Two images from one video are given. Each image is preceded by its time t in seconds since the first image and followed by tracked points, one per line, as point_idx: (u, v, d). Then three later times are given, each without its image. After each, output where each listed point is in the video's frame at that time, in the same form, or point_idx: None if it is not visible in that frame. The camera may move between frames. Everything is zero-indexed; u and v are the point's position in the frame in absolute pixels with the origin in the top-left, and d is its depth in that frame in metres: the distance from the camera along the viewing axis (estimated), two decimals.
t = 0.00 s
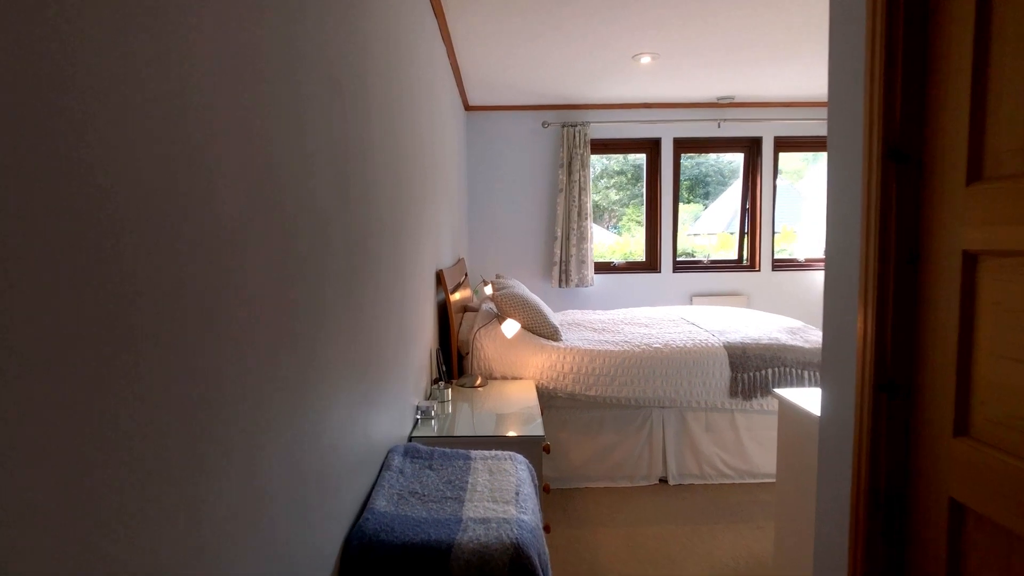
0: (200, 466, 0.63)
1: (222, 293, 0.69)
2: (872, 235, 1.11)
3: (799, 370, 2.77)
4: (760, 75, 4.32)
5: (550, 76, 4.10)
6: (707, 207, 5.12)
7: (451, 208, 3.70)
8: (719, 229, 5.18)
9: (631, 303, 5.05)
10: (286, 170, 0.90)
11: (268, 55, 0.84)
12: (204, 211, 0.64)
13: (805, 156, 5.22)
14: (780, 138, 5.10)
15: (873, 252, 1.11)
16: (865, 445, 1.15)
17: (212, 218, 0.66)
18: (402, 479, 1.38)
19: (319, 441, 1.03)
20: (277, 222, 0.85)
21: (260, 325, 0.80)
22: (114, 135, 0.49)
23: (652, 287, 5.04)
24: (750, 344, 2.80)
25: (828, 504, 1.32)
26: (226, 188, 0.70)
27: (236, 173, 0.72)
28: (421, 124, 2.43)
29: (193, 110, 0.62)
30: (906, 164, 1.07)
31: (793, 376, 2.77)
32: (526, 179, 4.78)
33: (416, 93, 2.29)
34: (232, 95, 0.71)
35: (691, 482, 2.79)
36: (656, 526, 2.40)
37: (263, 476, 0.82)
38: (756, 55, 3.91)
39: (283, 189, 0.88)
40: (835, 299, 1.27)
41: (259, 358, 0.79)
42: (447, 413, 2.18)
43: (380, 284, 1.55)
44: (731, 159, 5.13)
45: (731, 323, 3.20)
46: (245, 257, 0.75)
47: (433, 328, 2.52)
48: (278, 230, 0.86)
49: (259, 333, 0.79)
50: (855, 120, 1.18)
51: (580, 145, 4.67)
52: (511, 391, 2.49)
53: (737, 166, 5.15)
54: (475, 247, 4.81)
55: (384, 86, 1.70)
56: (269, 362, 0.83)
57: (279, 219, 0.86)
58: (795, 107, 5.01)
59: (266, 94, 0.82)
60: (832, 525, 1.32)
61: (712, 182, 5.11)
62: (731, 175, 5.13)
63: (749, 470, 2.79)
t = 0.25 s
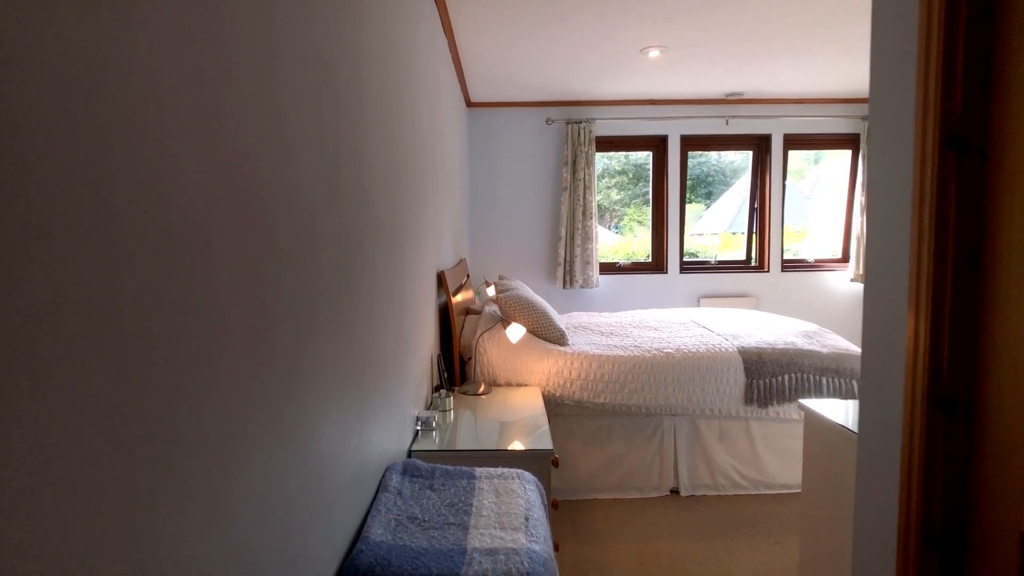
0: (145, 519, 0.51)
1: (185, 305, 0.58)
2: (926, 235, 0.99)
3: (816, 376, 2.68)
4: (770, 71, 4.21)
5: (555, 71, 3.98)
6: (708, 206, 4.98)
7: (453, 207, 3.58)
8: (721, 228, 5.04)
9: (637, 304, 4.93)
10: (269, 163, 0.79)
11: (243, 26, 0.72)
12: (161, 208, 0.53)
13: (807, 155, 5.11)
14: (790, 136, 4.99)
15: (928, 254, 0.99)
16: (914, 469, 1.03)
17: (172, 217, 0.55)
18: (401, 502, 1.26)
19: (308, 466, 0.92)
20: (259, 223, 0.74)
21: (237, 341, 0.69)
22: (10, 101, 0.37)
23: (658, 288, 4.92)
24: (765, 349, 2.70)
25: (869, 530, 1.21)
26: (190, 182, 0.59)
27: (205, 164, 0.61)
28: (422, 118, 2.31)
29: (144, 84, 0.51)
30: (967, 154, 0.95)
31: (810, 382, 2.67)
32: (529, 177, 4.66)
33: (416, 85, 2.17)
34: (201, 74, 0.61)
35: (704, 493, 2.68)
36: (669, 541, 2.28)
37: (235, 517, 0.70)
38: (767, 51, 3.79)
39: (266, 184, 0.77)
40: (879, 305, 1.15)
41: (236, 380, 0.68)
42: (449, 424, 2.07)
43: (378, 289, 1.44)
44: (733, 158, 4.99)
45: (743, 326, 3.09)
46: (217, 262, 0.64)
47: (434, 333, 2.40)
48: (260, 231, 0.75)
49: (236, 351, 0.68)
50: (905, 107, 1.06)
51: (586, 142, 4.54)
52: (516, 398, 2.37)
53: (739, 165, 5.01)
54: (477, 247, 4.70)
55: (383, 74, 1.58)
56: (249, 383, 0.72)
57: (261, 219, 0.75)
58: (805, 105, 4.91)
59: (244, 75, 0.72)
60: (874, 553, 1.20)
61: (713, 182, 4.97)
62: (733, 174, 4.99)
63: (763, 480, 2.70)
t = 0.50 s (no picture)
0: None
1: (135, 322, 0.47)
2: (994, 235, 0.88)
3: (835, 382, 2.57)
4: (781, 66, 4.10)
5: (560, 66, 3.87)
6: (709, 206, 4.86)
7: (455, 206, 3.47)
8: (722, 228, 4.92)
9: (643, 306, 4.82)
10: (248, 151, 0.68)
11: None
12: (97, 201, 0.43)
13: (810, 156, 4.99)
14: (798, 133, 4.89)
15: (996, 256, 0.88)
16: (976, 498, 0.92)
17: (114, 213, 0.44)
18: (401, 528, 1.15)
19: (296, 496, 0.81)
20: (234, 219, 0.64)
21: (205, 359, 0.58)
22: None
23: (664, 289, 4.81)
24: (781, 353, 2.60)
25: (917, 559, 1.10)
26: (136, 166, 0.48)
27: (160, 146, 0.50)
28: (423, 112, 2.20)
29: (69, 38, 0.40)
30: None
31: (829, 388, 2.57)
32: (533, 175, 4.55)
33: (417, 76, 2.05)
34: (157, 39, 0.50)
35: (717, 503, 2.58)
36: (683, 557, 2.17)
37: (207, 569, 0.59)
38: (779, 45, 3.68)
39: (243, 175, 0.66)
40: (930, 313, 1.04)
41: (202, 406, 0.57)
42: (452, 435, 1.96)
43: (375, 293, 1.33)
44: (735, 157, 4.86)
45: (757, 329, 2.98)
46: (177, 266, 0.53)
47: (436, 337, 2.29)
48: (235, 229, 0.64)
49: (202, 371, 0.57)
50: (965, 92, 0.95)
51: (591, 140, 4.43)
52: (522, 406, 2.26)
53: (740, 165, 4.88)
54: (479, 247, 4.58)
55: (382, 60, 1.47)
56: (220, 408, 0.61)
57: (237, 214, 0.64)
58: (815, 101, 4.82)
59: (217, 47, 0.61)
60: None
61: (713, 182, 4.84)
62: (735, 174, 4.86)
63: (779, 490, 2.60)
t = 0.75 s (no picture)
0: None
1: (63, 346, 0.37)
2: None
3: (855, 388, 2.46)
4: (793, 61, 3.98)
5: (566, 61, 3.76)
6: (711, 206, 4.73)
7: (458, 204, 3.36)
8: (723, 228, 4.79)
9: (649, 307, 4.70)
10: (222, 133, 0.57)
11: None
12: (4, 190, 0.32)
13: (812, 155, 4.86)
14: (808, 131, 4.79)
15: None
16: None
17: (28, 208, 0.34)
18: (402, 556, 1.04)
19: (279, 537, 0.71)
20: (203, 214, 0.53)
21: (162, 384, 0.47)
22: None
23: (671, 289, 4.69)
24: (798, 358, 2.49)
25: None
26: (59, 142, 0.37)
27: (98, 121, 0.40)
28: (426, 105, 2.09)
29: None
30: None
31: (849, 394, 2.46)
32: (537, 174, 4.45)
33: (420, 67, 1.95)
34: None
35: (732, 514, 2.48)
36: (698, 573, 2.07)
37: None
38: (792, 40, 3.56)
39: (215, 161, 0.56)
40: (989, 323, 0.94)
41: (158, 442, 0.47)
42: (456, 446, 1.86)
43: (375, 297, 1.22)
44: (735, 157, 4.73)
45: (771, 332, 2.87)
46: (122, 270, 0.42)
47: (438, 342, 2.19)
48: (206, 226, 0.53)
49: (159, 399, 0.46)
50: None
51: (596, 137, 4.32)
52: (529, 414, 2.16)
53: (741, 165, 4.75)
54: (482, 247, 4.49)
55: (382, 45, 1.36)
56: (183, 441, 0.50)
57: (207, 208, 0.54)
58: (825, 98, 4.74)
59: (186, 11, 0.51)
60: None
61: (714, 182, 4.71)
62: (736, 174, 4.73)
63: (796, 500, 2.50)
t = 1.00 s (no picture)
0: None
1: None
2: None
3: (876, 393, 2.36)
4: (804, 56, 3.87)
5: (571, 56, 3.65)
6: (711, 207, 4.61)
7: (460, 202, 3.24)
8: (724, 228, 4.68)
9: (655, 309, 4.59)
10: (186, 98, 0.46)
11: None
12: None
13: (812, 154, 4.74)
14: (816, 128, 4.66)
15: None
16: None
17: None
18: None
19: None
20: (158, 198, 0.42)
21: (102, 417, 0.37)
22: None
23: (677, 290, 4.58)
24: (817, 361, 2.39)
25: None
26: None
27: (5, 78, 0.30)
28: (428, 96, 1.98)
29: None
30: None
31: (870, 400, 2.35)
32: (540, 171, 4.34)
33: (422, 55, 1.84)
34: None
35: (747, 525, 2.37)
36: None
37: None
38: (805, 34, 3.44)
39: (177, 132, 0.45)
40: None
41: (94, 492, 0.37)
42: (462, 457, 1.76)
43: (374, 299, 1.12)
44: (734, 157, 4.60)
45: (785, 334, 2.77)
46: (40, 273, 0.32)
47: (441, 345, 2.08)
48: (162, 212, 0.43)
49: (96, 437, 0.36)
50: None
51: (602, 134, 4.21)
52: (536, 422, 2.06)
53: (740, 166, 4.62)
54: (484, 247, 4.38)
55: (383, 26, 1.26)
56: (133, 488, 0.40)
57: (164, 190, 0.43)
58: (835, 94, 4.61)
59: None
60: None
61: (714, 183, 4.59)
62: (735, 175, 4.60)
63: (814, 510, 2.40)
